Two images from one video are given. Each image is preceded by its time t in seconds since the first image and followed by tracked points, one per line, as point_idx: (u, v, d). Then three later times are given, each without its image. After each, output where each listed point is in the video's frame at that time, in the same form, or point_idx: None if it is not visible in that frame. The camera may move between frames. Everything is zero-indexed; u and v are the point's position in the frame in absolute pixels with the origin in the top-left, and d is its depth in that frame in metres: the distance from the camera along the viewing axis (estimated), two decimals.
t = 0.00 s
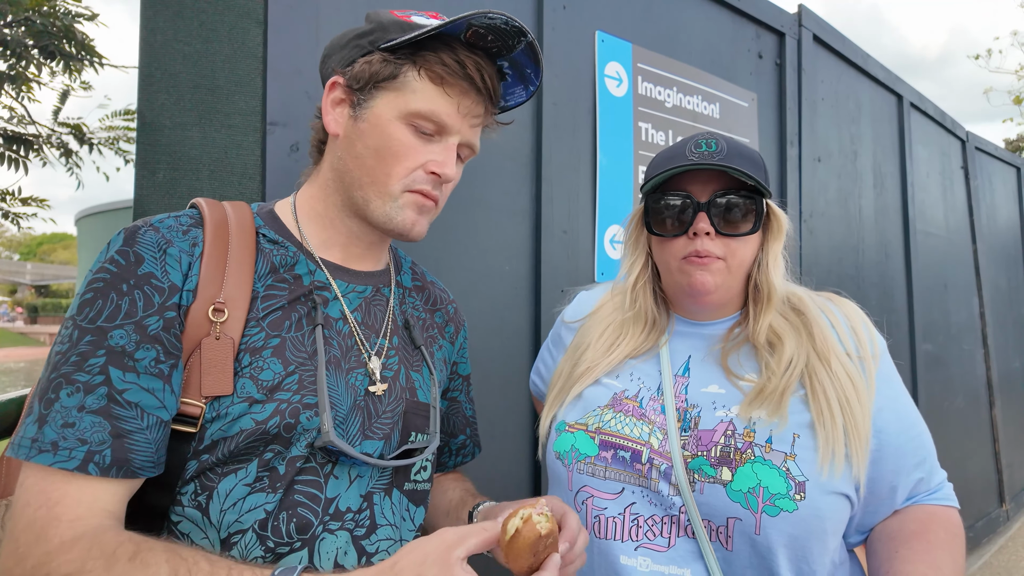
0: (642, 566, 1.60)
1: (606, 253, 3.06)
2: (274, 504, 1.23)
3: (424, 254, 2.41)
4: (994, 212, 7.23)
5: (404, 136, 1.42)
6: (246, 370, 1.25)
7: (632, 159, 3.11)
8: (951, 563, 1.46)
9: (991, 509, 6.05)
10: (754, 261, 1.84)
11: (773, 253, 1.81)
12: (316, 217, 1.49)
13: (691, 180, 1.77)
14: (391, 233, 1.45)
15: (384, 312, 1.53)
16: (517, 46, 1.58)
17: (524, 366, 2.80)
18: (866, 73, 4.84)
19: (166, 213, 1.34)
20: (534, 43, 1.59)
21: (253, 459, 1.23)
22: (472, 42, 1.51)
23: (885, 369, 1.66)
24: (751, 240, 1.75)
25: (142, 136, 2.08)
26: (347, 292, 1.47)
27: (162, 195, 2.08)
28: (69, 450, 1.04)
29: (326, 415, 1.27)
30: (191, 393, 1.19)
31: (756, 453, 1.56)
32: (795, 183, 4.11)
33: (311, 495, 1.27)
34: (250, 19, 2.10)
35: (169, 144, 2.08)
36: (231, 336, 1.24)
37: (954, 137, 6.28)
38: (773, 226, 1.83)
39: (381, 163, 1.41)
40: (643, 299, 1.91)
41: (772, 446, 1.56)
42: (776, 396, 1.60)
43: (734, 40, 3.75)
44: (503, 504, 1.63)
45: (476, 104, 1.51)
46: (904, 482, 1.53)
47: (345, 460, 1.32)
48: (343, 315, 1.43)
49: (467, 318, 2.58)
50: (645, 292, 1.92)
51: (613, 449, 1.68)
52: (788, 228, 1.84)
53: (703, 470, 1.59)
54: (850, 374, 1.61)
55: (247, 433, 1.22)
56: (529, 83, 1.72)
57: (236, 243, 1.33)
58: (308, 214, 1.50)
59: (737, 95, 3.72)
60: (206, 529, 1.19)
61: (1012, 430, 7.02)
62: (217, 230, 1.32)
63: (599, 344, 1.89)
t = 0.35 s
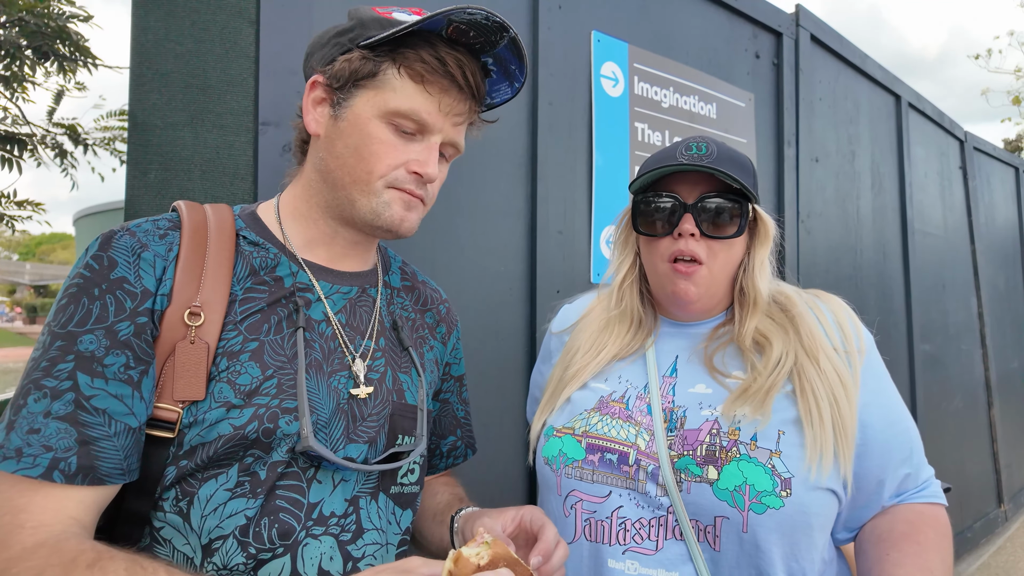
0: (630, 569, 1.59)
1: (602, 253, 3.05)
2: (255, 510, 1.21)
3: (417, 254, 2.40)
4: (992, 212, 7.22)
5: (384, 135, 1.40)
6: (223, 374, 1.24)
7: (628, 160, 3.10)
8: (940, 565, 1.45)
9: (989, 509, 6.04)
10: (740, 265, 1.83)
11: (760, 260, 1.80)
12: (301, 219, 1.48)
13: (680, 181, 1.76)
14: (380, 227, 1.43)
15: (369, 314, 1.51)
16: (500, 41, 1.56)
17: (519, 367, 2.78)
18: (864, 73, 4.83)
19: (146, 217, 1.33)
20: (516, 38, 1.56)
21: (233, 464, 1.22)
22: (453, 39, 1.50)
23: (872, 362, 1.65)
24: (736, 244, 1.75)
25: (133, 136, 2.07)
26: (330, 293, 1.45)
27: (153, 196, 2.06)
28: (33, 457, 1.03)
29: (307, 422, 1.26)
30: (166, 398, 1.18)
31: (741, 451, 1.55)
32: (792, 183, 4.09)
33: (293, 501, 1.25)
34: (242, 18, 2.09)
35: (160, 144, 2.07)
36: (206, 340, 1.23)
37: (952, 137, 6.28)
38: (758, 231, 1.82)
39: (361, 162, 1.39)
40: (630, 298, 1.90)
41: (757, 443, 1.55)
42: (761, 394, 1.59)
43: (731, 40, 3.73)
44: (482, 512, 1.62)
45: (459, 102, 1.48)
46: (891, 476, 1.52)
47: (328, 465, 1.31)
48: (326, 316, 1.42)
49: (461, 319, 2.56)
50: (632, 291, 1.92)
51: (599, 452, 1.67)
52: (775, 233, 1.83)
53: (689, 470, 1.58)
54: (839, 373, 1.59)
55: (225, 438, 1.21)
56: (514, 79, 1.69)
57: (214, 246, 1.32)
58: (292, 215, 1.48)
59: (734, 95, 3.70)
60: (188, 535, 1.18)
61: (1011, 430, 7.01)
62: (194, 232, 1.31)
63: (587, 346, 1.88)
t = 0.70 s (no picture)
0: (625, 571, 1.59)
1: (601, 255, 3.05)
2: (252, 517, 1.21)
3: (415, 256, 2.39)
4: (991, 213, 7.23)
5: (384, 144, 1.39)
6: (219, 379, 1.24)
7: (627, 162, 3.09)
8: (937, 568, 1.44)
9: (988, 510, 6.04)
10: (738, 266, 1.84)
11: (757, 260, 1.80)
12: (300, 225, 1.47)
13: (678, 176, 1.77)
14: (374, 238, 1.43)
15: (366, 318, 1.51)
16: (504, 53, 1.55)
17: (518, 369, 2.77)
18: (863, 74, 4.83)
19: (142, 221, 1.32)
20: (520, 51, 1.55)
21: (231, 470, 1.22)
22: (457, 49, 1.49)
23: (867, 365, 1.65)
24: (732, 239, 1.75)
25: (130, 138, 2.06)
26: (326, 297, 1.45)
27: (150, 198, 2.05)
28: (28, 464, 1.03)
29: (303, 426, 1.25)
30: (162, 404, 1.18)
31: (735, 453, 1.55)
32: (791, 184, 4.09)
33: (291, 507, 1.25)
34: (240, 20, 2.08)
35: (158, 146, 2.06)
36: (203, 345, 1.23)
37: (951, 138, 6.28)
38: (756, 231, 1.82)
39: (360, 171, 1.39)
40: (625, 297, 1.91)
41: (751, 445, 1.55)
42: (755, 397, 1.59)
43: (729, 41, 3.73)
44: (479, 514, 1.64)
45: (460, 114, 1.48)
46: (885, 479, 1.52)
47: (326, 470, 1.30)
48: (323, 321, 1.41)
49: (459, 321, 2.56)
50: (627, 292, 1.91)
51: (594, 455, 1.67)
52: (771, 231, 1.83)
53: (683, 472, 1.58)
54: (836, 379, 1.59)
55: (222, 444, 1.20)
56: (517, 91, 1.68)
57: (210, 250, 1.31)
58: (289, 220, 1.48)
59: (732, 96, 3.70)
60: (184, 542, 1.17)
61: (1009, 431, 7.01)
62: (191, 237, 1.30)
63: (581, 349, 1.88)
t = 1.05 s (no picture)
0: (622, 570, 1.58)
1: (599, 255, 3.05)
2: (243, 519, 1.21)
3: (414, 256, 2.39)
4: (990, 214, 7.24)
5: (372, 144, 1.38)
6: (209, 381, 1.23)
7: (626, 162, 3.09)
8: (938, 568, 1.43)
9: (987, 510, 6.04)
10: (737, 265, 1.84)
11: (756, 256, 1.81)
12: (292, 227, 1.47)
13: (676, 175, 1.79)
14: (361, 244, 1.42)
15: (359, 318, 1.50)
16: (492, 50, 1.54)
17: (517, 369, 2.77)
18: (862, 74, 4.83)
19: (133, 225, 1.32)
20: (508, 46, 1.54)
21: (222, 472, 1.21)
22: (444, 47, 1.49)
23: (864, 367, 1.65)
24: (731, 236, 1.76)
25: (127, 138, 2.06)
26: (318, 299, 1.44)
27: (148, 198, 2.05)
28: (20, 467, 1.02)
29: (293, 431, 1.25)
30: (151, 406, 1.17)
31: (732, 452, 1.55)
32: (790, 184, 4.09)
33: (282, 509, 1.25)
34: (237, 19, 2.07)
35: (155, 146, 2.06)
36: (193, 347, 1.22)
37: (949, 138, 6.29)
38: (754, 229, 1.83)
39: (349, 172, 1.38)
40: (625, 299, 1.91)
41: (748, 444, 1.55)
42: (752, 396, 1.58)
43: (728, 42, 3.73)
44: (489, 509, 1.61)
45: (449, 112, 1.46)
46: (883, 479, 1.52)
47: (318, 473, 1.30)
48: (314, 323, 1.41)
49: (458, 321, 2.55)
50: (627, 293, 1.92)
51: (592, 454, 1.67)
52: (769, 229, 1.84)
53: (681, 470, 1.57)
54: (832, 379, 1.58)
55: (212, 446, 1.20)
56: (507, 88, 1.66)
57: (202, 252, 1.31)
58: (280, 221, 1.47)
59: (731, 96, 3.70)
60: (176, 545, 1.17)
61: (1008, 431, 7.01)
62: (181, 239, 1.30)
63: (581, 349, 1.88)
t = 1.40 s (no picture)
0: (623, 566, 1.58)
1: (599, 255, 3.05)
2: (241, 521, 1.21)
3: (414, 256, 2.39)
4: (989, 214, 7.24)
5: (369, 140, 1.38)
6: (206, 382, 1.23)
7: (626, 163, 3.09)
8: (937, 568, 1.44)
9: (985, 510, 6.05)
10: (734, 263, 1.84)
11: (754, 257, 1.81)
12: (287, 227, 1.46)
13: (670, 182, 1.79)
14: (366, 235, 1.42)
15: (357, 318, 1.50)
16: (487, 41, 1.53)
17: (516, 369, 2.77)
18: (861, 74, 4.84)
19: (128, 223, 1.31)
20: (503, 37, 1.53)
21: (219, 474, 1.21)
22: (439, 39, 1.48)
23: (864, 367, 1.65)
24: (728, 238, 1.76)
25: (127, 137, 2.06)
26: (315, 298, 1.44)
27: (147, 198, 2.04)
28: (22, 470, 1.02)
29: (292, 429, 1.25)
30: (149, 407, 1.17)
31: (733, 450, 1.55)
32: (789, 184, 4.09)
33: (280, 510, 1.25)
34: (237, 19, 2.07)
35: (154, 146, 2.05)
36: (189, 347, 1.22)
37: (948, 138, 6.29)
38: (751, 228, 1.84)
39: (347, 169, 1.37)
40: (626, 301, 1.92)
41: (748, 442, 1.55)
42: (753, 394, 1.59)
43: (727, 41, 3.73)
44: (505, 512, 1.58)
45: (445, 105, 1.45)
46: (881, 479, 1.52)
47: (317, 474, 1.30)
48: (311, 322, 1.41)
49: (457, 321, 2.55)
50: (627, 295, 1.93)
51: (593, 451, 1.67)
52: (767, 229, 1.84)
53: (682, 467, 1.57)
54: (831, 376, 1.59)
55: (208, 447, 1.20)
56: (504, 79, 1.64)
57: (198, 250, 1.31)
58: (276, 220, 1.47)
59: (731, 96, 3.70)
60: (173, 545, 1.17)
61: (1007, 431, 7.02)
62: (178, 237, 1.30)
63: (583, 348, 1.89)
